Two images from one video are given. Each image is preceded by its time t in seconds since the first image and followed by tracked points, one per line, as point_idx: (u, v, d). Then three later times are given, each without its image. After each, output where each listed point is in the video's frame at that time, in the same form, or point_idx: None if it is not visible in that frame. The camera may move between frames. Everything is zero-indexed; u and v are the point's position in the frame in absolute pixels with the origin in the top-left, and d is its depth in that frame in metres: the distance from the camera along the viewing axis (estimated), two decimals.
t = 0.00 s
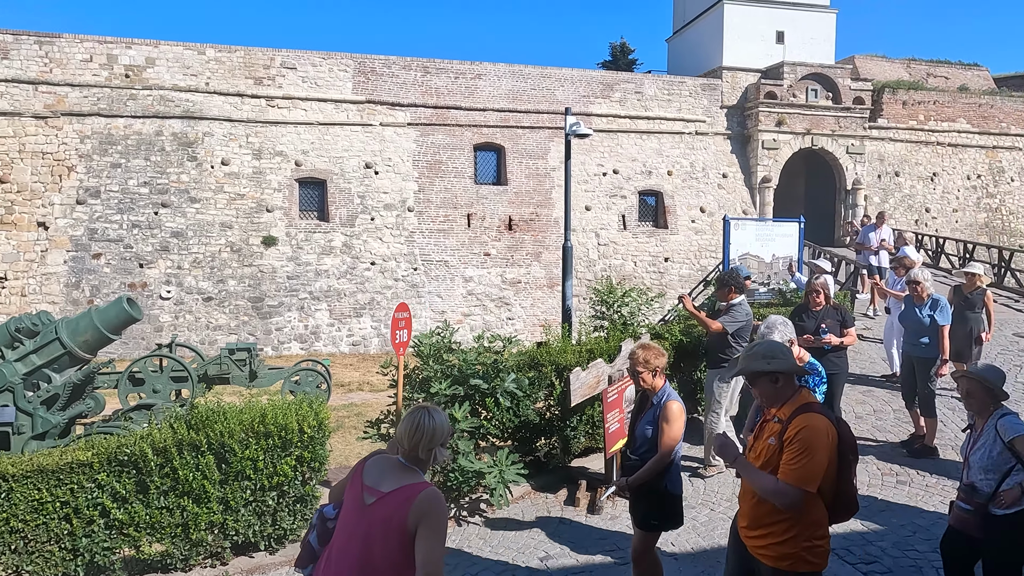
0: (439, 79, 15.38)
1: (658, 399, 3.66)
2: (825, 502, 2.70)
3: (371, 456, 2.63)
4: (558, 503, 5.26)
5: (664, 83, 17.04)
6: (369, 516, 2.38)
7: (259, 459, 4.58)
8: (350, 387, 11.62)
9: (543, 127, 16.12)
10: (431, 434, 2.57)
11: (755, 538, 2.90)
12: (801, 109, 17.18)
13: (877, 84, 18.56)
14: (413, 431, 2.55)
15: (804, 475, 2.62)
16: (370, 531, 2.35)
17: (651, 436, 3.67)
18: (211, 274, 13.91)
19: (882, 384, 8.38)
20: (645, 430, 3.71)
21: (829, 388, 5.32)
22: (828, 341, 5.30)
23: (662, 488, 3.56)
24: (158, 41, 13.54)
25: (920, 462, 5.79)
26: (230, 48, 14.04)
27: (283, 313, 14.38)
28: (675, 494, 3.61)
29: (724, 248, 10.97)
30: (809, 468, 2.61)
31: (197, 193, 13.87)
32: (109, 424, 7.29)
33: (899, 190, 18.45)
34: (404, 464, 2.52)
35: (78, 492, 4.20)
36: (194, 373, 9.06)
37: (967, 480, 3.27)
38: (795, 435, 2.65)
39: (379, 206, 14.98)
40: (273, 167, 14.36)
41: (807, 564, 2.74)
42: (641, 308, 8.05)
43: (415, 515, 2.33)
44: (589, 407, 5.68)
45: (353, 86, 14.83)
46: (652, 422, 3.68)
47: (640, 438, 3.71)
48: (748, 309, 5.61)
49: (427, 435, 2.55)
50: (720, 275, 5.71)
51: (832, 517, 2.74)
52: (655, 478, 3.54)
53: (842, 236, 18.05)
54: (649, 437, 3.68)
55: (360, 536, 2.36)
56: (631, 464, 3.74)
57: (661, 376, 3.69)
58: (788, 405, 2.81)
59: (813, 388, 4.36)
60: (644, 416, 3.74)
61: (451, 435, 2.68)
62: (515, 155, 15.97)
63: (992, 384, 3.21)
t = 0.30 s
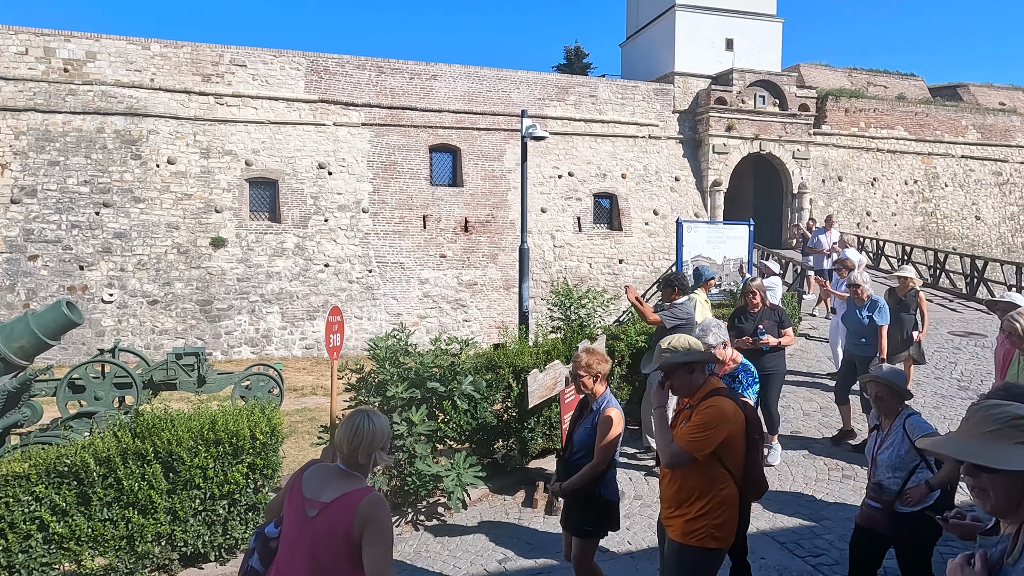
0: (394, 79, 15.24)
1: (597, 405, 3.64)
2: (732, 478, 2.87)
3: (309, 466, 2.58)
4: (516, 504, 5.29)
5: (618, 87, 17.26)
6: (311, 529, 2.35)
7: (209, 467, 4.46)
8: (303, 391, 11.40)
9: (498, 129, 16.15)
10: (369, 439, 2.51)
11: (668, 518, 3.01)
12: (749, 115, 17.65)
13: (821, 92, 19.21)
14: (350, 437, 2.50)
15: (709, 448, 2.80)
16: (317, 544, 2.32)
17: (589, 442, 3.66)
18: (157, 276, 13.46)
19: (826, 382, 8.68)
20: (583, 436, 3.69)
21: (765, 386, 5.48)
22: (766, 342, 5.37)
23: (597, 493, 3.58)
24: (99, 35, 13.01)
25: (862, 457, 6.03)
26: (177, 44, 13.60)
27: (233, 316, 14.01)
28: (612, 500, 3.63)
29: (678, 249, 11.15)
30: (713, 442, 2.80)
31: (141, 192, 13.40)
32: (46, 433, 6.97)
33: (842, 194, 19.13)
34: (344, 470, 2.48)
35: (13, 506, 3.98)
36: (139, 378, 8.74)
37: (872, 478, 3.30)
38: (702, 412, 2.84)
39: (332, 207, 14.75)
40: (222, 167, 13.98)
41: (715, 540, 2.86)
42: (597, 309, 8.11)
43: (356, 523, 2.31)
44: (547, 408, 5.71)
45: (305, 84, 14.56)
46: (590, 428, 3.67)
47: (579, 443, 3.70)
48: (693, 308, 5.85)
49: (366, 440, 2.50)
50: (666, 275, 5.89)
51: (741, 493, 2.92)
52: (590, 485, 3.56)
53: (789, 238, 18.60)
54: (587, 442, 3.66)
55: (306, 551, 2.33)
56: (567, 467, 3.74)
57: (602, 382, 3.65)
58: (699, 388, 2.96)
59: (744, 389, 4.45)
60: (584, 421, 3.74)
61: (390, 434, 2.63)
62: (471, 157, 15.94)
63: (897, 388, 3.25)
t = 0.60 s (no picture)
0: (350, 80, 15.06)
1: (542, 409, 3.64)
2: (670, 474, 2.94)
3: (234, 481, 2.53)
4: (476, 507, 5.29)
5: (576, 92, 17.42)
6: (244, 544, 2.30)
7: (159, 476, 4.32)
8: (257, 398, 11.14)
9: (456, 131, 16.12)
10: (296, 444, 2.50)
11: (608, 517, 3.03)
12: (703, 120, 18.04)
13: (771, 99, 19.76)
14: (276, 446, 2.48)
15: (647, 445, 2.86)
16: (255, 556, 2.28)
17: (534, 446, 3.65)
18: (102, 280, 12.99)
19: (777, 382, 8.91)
20: (528, 440, 3.68)
21: (710, 396, 5.37)
22: (711, 351, 5.29)
23: (545, 498, 3.57)
24: (39, 29, 12.47)
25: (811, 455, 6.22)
26: (123, 40, 13.16)
27: (183, 320, 13.62)
28: (559, 504, 3.62)
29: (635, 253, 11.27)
30: (651, 439, 2.86)
31: (85, 193, 12.91)
32: None
33: (791, 199, 19.71)
34: (272, 479, 2.45)
35: None
36: (83, 387, 8.42)
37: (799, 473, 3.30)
38: (640, 410, 2.90)
39: (287, 209, 14.49)
40: (171, 167, 13.58)
41: (654, 535, 2.91)
42: (556, 311, 8.16)
43: (289, 533, 2.29)
44: (506, 411, 5.73)
45: (258, 84, 14.27)
46: (534, 432, 3.66)
47: (523, 449, 3.68)
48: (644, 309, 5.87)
49: (293, 445, 2.49)
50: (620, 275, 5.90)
51: (678, 489, 2.98)
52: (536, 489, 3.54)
53: (742, 242, 19.07)
54: (532, 446, 3.65)
55: (244, 566, 2.28)
56: (512, 473, 3.71)
57: (546, 385, 3.67)
58: (637, 387, 3.03)
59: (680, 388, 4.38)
60: (528, 425, 3.72)
61: (318, 436, 2.62)
62: (429, 159, 15.86)
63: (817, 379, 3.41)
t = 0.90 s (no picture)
0: (308, 81, 14.84)
1: (489, 415, 3.64)
2: (610, 482, 2.94)
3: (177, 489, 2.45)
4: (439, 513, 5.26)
5: (536, 96, 17.52)
6: (196, 554, 2.25)
7: (110, 488, 4.21)
8: (213, 405, 10.86)
9: (417, 134, 16.05)
10: (249, 450, 2.48)
11: (548, 523, 3.03)
12: (660, 126, 18.35)
13: (726, 106, 20.22)
14: (228, 453, 2.44)
15: (593, 457, 2.85)
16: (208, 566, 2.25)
17: (481, 452, 3.65)
18: (47, 285, 12.51)
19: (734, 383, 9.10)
20: (475, 445, 3.68)
21: (664, 401, 5.42)
22: (659, 358, 5.23)
23: (489, 505, 3.57)
24: None
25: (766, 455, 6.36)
26: (69, 36, 12.71)
27: (134, 326, 13.22)
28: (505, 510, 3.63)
29: (596, 256, 11.36)
30: (597, 452, 2.85)
31: (29, 194, 12.41)
32: None
33: (746, 204, 20.19)
34: (221, 485, 2.41)
35: None
36: (26, 397, 8.10)
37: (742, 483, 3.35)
38: (587, 419, 2.90)
39: (243, 211, 14.20)
40: (121, 168, 13.16)
41: (594, 542, 2.92)
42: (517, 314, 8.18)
43: (247, 540, 2.29)
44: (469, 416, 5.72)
45: (213, 83, 13.95)
46: (482, 436, 3.67)
47: (470, 454, 3.68)
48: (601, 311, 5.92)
49: (245, 452, 2.46)
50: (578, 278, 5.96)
51: (618, 498, 2.99)
52: (483, 496, 3.54)
53: (699, 245, 19.44)
54: (479, 452, 3.65)
55: None
56: (459, 479, 3.71)
57: (493, 391, 3.69)
58: (583, 396, 3.05)
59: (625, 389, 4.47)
60: (475, 430, 3.72)
61: (265, 443, 2.60)
62: (389, 162, 15.74)
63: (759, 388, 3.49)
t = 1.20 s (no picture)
0: (268, 82, 14.61)
1: (434, 422, 3.61)
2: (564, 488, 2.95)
3: (135, 499, 2.37)
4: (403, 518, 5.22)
5: (499, 100, 17.55)
6: (158, 563, 2.19)
7: (61, 500, 4.08)
8: (169, 413, 10.58)
9: (379, 137, 15.92)
10: (212, 457, 2.43)
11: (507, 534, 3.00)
12: (622, 131, 18.58)
13: (686, 111, 20.58)
14: (190, 459, 2.38)
15: (551, 470, 2.83)
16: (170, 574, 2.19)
17: (425, 458, 3.62)
18: None
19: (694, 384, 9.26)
20: (419, 451, 3.64)
21: (620, 407, 5.48)
22: (609, 364, 5.27)
23: (434, 510, 3.57)
24: None
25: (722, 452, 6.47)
26: (16, 32, 12.24)
27: (85, 332, 12.80)
28: (444, 516, 3.62)
29: (559, 259, 11.42)
30: (561, 459, 2.84)
31: None
32: None
33: (706, 208, 20.57)
34: (183, 493, 2.35)
35: None
36: None
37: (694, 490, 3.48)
38: (540, 428, 2.88)
39: (200, 214, 13.88)
40: (71, 169, 12.73)
41: (552, 549, 2.92)
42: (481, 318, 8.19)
43: (213, 548, 2.27)
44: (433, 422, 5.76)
45: (168, 83, 13.61)
46: (424, 442, 3.64)
47: (414, 460, 3.64)
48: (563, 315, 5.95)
49: (208, 459, 2.41)
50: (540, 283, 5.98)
51: (572, 503, 3.00)
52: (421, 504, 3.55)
53: (660, 249, 19.73)
54: (422, 459, 3.61)
55: None
56: (403, 486, 3.66)
57: (435, 396, 3.68)
58: (533, 404, 3.05)
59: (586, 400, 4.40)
60: (420, 436, 3.68)
61: (227, 450, 2.55)
62: (352, 165, 15.59)
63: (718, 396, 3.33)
